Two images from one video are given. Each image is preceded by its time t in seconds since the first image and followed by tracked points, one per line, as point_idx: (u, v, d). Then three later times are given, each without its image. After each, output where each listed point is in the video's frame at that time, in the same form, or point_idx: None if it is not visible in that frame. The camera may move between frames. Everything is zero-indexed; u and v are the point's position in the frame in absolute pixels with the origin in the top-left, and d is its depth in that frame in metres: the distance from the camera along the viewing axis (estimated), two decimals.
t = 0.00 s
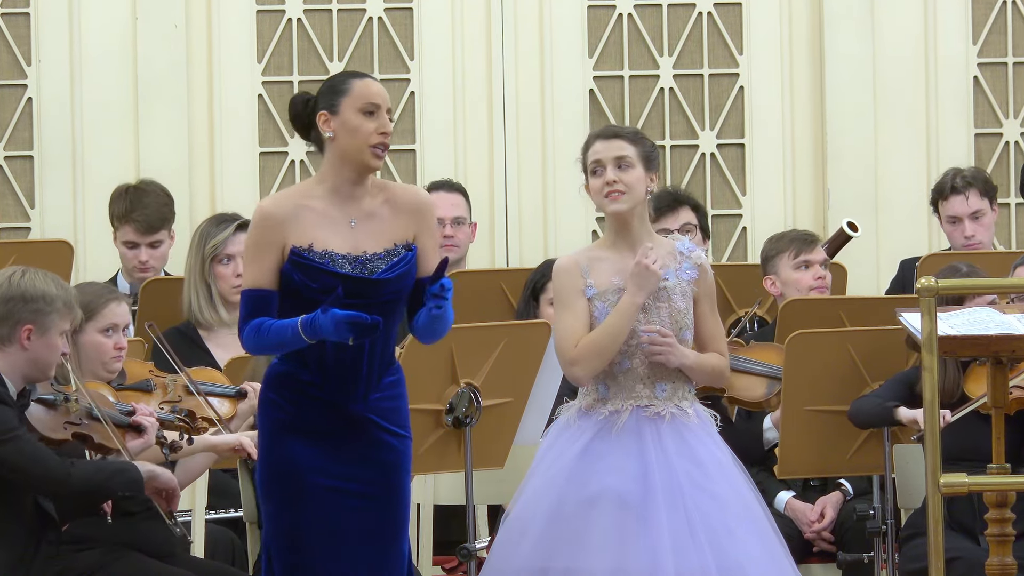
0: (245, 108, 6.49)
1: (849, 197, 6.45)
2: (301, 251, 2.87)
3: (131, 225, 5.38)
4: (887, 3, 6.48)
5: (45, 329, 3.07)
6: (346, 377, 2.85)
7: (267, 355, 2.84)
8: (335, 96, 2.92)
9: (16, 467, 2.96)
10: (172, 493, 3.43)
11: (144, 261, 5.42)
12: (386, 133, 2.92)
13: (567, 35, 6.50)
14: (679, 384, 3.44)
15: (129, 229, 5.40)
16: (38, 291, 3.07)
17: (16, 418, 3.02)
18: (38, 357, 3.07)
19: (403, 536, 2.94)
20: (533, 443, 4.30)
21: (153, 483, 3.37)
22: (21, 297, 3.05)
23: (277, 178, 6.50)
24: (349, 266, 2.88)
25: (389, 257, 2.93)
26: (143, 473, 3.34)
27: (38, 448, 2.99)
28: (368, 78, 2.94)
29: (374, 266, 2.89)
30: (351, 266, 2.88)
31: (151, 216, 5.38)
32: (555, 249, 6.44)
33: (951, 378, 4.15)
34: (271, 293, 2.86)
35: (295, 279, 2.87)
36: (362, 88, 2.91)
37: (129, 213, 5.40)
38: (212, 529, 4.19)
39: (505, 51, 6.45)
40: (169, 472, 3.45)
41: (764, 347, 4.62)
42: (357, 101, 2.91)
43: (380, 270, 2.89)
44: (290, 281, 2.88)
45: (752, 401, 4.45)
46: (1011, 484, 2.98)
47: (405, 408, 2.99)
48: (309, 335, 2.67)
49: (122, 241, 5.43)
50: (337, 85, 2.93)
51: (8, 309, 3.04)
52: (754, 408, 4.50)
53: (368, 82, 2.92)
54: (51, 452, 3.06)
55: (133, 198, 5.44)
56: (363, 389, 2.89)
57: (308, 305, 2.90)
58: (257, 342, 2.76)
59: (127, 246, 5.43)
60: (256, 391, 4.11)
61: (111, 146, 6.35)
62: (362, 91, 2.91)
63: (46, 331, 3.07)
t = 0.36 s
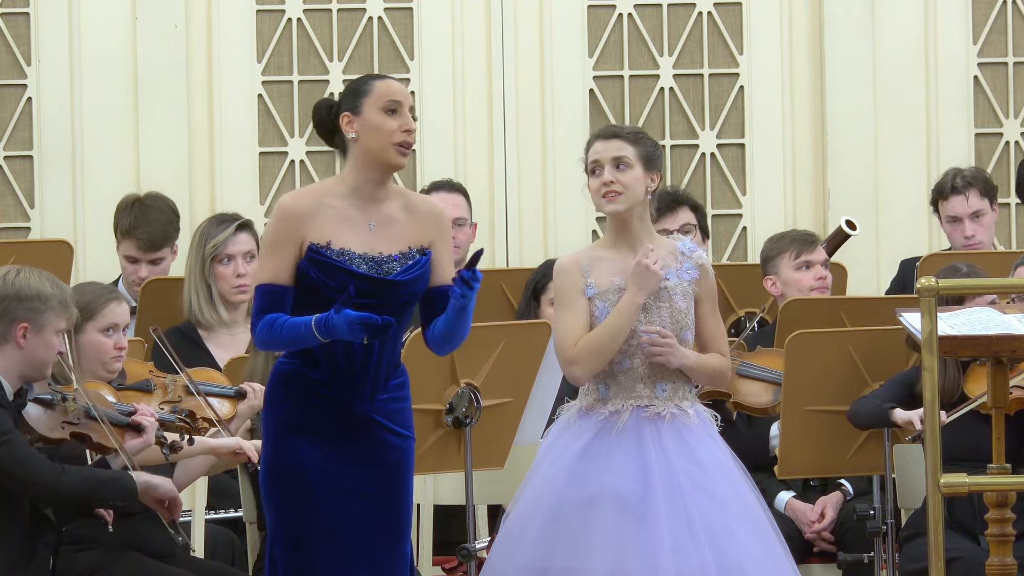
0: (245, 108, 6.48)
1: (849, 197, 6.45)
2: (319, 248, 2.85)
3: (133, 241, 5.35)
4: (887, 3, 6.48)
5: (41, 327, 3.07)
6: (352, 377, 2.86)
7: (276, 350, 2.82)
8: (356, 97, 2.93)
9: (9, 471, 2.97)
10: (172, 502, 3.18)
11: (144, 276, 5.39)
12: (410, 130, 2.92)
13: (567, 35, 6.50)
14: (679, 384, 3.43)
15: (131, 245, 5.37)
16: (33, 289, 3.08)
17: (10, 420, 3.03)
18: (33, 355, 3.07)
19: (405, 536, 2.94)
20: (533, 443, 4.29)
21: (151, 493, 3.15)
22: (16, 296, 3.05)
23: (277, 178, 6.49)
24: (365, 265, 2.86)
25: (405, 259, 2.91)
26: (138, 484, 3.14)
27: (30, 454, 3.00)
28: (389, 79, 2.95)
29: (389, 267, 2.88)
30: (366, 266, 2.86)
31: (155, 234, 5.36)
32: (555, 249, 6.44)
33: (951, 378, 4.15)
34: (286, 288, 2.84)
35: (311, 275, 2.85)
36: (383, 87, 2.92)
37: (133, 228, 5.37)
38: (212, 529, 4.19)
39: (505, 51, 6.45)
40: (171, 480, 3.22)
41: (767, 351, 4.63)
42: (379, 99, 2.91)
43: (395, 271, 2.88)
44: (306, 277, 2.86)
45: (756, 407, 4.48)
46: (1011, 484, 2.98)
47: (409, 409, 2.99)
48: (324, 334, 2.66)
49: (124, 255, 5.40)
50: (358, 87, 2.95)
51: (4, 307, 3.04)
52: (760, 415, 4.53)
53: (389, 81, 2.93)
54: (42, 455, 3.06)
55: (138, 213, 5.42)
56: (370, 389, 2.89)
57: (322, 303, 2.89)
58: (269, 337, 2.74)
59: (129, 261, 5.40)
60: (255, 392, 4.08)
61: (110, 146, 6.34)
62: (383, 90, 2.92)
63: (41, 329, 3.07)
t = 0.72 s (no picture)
0: (244, 108, 6.48)
1: (850, 197, 6.45)
2: (328, 247, 2.85)
3: (138, 251, 5.37)
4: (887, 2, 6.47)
5: (38, 325, 3.07)
6: (354, 378, 2.85)
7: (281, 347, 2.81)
8: (364, 100, 2.95)
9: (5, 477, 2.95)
10: (166, 518, 3.16)
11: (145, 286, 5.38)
12: (414, 129, 2.90)
13: (567, 35, 6.50)
14: (680, 385, 3.43)
15: (135, 254, 5.38)
16: (30, 288, 3.08)
17: (8, 422, 3.01)
18: (31, 353, 3.07)
19: (406, 536, 2.94)
20: (533, 443, 4.29)
21: (144, 511, 3.13)
22: (13, 294, 3.06)
23: (277, 178, 6.49)
24: (374, 265, 2.86)
25: (413, 261, 2.91)
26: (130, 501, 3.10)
27: (25, 462, 2.98)
28: (396, 81, 2.96)
29: (397, 268, 2.88)
30: (375, 266, 2.86)
31: (160, 245, 5.37)
32: (555, 249, 6.44)
33: (951, 378, 4.15)
34: (293, 284, 2.84)
35: (319, 273, 2.85)
36: (389, 89, 2.94)
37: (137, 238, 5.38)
38: (212, 530, 4.19)
39: (505, 51, 6.45)
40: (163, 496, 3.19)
41: (768, 351, 4.62)
42: (385, 100, 2.92)
43: (403, 273, 2.88)
44: (313, 275, 2.86)
45: (758, 406, 4.48)
46: (1011, 485, 2.97)
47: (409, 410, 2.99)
48: (327, 331, 2.65)
49: (129, 264, 5.42)
50: (367, 90, 2.96)
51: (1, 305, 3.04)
52: (763, 413, 4.53)
53: (394, 83, 2.94)
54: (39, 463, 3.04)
55: (145, 222, 5.42)
56: (372, 390, 2.89)
57: (328, 302, 2.90)
58: (274, 334, 2.73)
59: (133, 269, 5.41)
60: (257, 392, 4.11)
61: (110, 145, 6.33)
62: (388, 92, 2.93)
63: (39, 328, 3.07)
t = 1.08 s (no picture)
0: (245, 107, 6.48)
1: (850, 197, 6.44)
2: (328, 245, 2.85)
3: (140, 245, 5.35)
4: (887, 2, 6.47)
5: (37, 324, 3.06)
6: (353, 377, 2.85)
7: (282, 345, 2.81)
8: (359, 101, 2.93)
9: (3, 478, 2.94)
10: (166, 528, 3.21)
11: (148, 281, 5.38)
12: (404, 128, 2.86)
13: (567, 35, 6.50)
14: (680, 385, 3.43)
15: (138, 248, 5.37)
16: (30, 287, 3.07)
17: (7, 421, 3.01)
18: (30, 353, 3.06)
19: (406, 537, 2.94)
20: (533, 443, 4.29)
21: (143, 521, 3.15)
22: (12, 294, 3.05)
23: (277, 178, 6.49)
24: (374, 265, 2.86)
25: (414, 261, 2.91)
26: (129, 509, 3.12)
27: (25, 462, 2.97)
28: (392, 80, 2.94)
29: (397, 268, 2.88)
30: (375, 265, 2.86)
31: (162, 240, 5.37)
32: (555, 249, 6.44)
33: (951, 379, 4.15)
34: (294, 282, 2.84)
35: (319, 272, 2.85)
36: (382, 89, 2.91)
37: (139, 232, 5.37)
38: (212, 530, 4.18)
39: (505, 51, 6.44)
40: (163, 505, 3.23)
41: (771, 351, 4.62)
42: (377, 100, 2.89)
43: (403, 273, 2.87)
44: (314, 274, 2.86)
45: (760, 407, 4.47)
46: (1012, 485, 2.96)
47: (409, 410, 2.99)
48: (325, 325, 2.65)
49: (131, 258, 5.41)
50: (363, 91, 2.95)
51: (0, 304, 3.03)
52: (765, 414, 4.52)
53: (388, 82, 2.92)
54: (38, 465, 3.03)
55: (146, 216, 5.41)
56: (372, 389, 2.89)
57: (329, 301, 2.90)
58: (275, 332, 2.73)
59: (136, 264, 5.41)
60: (258, 392, 4.08)
61: (110, 145, 6.33)
62: (381, 92, 2.90)
63: (37, 327, 3.06)
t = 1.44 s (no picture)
0: (244, 107, 6.48)
1: (850, 197, 6.44)
2: (320, 244, 2.84)
3: (139, 229, 5.36)
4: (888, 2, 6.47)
5: (37, 324, 3.06)
6: (346, 376, 2.86)
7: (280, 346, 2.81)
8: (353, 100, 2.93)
9: (2, 474, 2.94)
10: (176, 518, 3.12)
11: (152, 265, 5.41)
12: (394, 128, 2.85)
13: (567, 35, 6.49)
14: (680, 385, 3.43)
15: (137, 233, 5.38)
16: (29, 288, 3.07)
17: (7, 421, 3.01)
18: (29, 353, 3.05)
19: (404, 536, 2.93)
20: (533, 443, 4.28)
21: (150, 512, 3.08)
22: (12, 294, 3.05)
23: (277, 178, 6.49)
24: (366, 264, 2.86)
25: (407, 260, 2.90)
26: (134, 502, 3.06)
27: (25, 458, 2.97)
28: (385, 79, 2.93)
29: (390, 267, 2.87)
30: (367, 264, 2.86)
31: (159, 222, 5.37)
32: (555, 249, 6.43)
33: (952, 380, 4.15)
34: (288, 281, 2.84)
35: (310, 271, 2.85)
36: (374, 88, 2.90)
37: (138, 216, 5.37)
38: (212, 530, 4.18)
39: (505, 51, 6.44)
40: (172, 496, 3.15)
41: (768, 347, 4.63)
42: (369, 100, 2.89)
43: (396, 271, 2.87)
44: (305, 273, 2.87)
45: (757, 405, 4.44)
46: (1012, 484, 2.96)
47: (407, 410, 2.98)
48: (318, 322, 2.65)
49: (129, 243, 5.41)
50: (358, 90, 2.95)
51: None
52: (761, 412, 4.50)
53: (381, 81, 2.91)
54: (37, 460, 3.03)
55: (141, 202, 5.40)
56: (366, 388, 2.88)
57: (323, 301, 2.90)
58: (272, 331, 2.73)
59: (133, 249, 5.42)
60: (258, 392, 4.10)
61: (110, 144, 6.33)
62: (372, 91, 2.89)
63: (37, 327, 3.06)
